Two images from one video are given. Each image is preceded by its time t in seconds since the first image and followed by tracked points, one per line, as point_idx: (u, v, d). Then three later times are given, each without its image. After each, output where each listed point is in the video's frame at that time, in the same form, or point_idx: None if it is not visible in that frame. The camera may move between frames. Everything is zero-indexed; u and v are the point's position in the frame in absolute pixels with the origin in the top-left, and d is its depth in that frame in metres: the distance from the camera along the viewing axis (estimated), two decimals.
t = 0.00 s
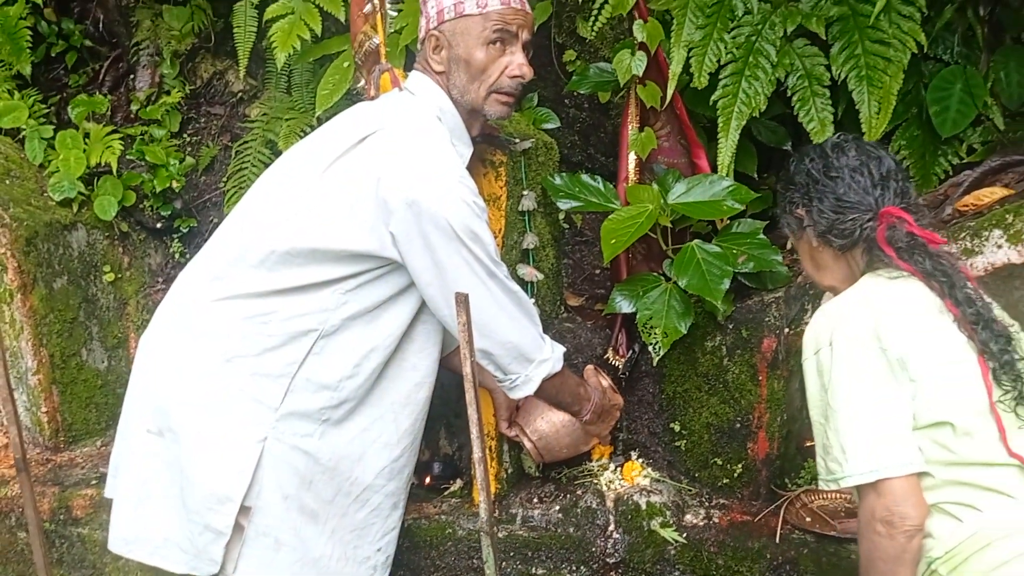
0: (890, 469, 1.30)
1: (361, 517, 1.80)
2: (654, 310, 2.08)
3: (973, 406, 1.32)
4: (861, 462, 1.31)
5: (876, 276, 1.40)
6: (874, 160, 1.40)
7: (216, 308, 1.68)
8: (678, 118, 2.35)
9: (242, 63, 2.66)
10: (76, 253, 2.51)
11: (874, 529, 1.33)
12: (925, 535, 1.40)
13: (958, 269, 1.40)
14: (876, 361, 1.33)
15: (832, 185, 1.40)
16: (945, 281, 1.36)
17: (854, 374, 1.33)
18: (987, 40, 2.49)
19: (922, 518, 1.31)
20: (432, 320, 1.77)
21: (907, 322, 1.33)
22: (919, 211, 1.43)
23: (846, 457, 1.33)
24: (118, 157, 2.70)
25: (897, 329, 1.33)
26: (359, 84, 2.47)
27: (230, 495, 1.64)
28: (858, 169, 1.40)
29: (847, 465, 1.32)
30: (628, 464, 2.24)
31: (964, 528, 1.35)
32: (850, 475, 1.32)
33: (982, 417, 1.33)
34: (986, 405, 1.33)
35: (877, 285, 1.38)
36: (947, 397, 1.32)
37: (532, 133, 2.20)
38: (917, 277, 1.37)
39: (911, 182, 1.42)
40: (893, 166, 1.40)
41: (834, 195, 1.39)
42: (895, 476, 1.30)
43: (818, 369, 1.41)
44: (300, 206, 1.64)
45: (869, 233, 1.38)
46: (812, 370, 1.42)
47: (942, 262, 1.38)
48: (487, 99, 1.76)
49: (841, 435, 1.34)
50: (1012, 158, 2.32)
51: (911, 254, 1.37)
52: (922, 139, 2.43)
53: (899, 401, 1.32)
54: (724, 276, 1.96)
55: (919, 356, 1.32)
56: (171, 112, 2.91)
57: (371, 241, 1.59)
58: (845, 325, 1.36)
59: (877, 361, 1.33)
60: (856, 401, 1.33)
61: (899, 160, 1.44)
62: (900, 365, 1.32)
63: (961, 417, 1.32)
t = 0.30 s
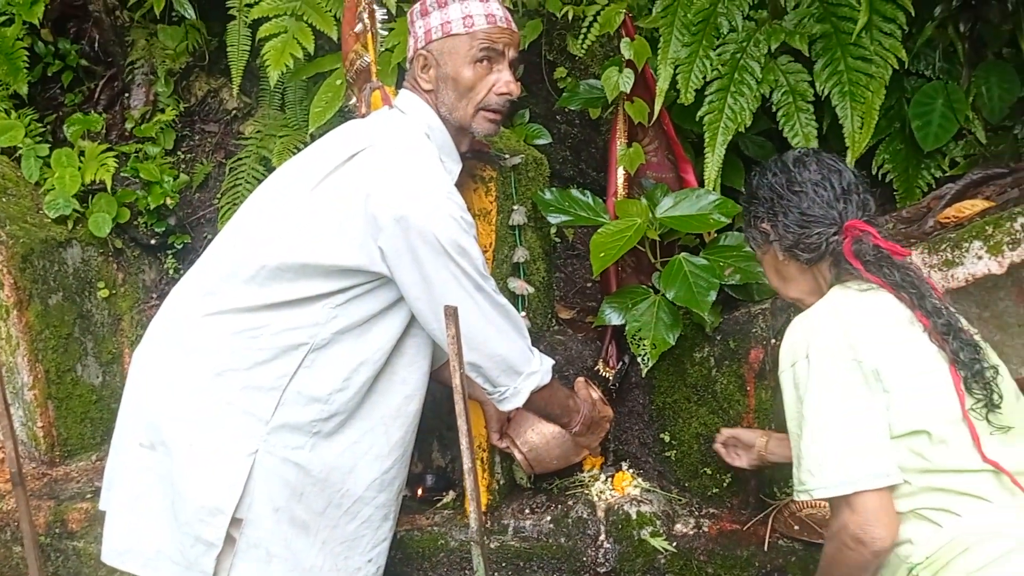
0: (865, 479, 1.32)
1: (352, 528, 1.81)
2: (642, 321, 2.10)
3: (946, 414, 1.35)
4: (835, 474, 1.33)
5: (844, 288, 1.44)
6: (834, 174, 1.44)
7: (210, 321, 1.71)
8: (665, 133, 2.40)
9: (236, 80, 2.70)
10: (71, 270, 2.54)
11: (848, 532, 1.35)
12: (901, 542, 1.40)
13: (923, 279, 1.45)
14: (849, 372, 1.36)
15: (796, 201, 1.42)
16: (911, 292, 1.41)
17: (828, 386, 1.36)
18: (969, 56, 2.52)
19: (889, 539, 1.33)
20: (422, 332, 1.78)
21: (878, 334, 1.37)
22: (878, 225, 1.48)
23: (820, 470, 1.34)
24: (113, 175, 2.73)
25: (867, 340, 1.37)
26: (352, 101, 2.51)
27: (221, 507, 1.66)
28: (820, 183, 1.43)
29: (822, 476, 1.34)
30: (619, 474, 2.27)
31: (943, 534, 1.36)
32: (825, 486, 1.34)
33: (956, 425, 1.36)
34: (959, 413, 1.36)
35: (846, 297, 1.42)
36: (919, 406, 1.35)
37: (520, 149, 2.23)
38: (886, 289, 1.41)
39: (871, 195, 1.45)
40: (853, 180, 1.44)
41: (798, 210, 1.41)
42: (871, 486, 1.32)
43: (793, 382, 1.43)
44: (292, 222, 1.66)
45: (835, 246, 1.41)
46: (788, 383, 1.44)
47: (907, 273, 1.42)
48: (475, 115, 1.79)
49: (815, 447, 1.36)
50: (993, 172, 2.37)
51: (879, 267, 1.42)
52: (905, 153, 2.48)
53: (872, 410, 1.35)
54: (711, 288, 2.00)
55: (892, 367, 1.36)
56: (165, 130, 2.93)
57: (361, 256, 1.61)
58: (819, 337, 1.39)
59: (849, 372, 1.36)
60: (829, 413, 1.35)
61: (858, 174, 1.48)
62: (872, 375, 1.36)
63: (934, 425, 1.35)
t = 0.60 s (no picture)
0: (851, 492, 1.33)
1: (339, 537, 1.82)
2: (628, 332, 2.14)
3: (923, 422, 1.38)
4: (823, 490, 1.33)
5: (813, 307, 1.46)
6: (789, 198, 1.46)
7: (200, 333, 1.72)
8: (650, 147, 2.44)
9: (226, 93, 2.72)
10: (61, 281, 2.55)
11: (829, 543, 1.37)
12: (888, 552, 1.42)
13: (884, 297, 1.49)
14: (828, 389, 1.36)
15: (755, 225, 1.44)
16: (877, 310, 1.45)
17: (808, 403, 1.36)
18: (948, 70, 2.57)
19: (864, 561, 1.35)
20: (410, 344, 1.80)
21: (851, 349, 1.39)
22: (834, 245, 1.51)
23: (806, 488, 1.34)
24: (103, 187, 2.74)
25: (842, 355, 1.38)
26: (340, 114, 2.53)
27: (209, 516, 1.67)
28: (777, 208, 1.45)
29: (810, 494, 1.33)
30: (605, 483, 2.29)
31: (933, 540, 1.39)
32: (814, 503, 1.33)
33: (933, 432, 1.39)
34: (935, 420, 1.40)
35: (817, 314, 1.43)
36: (897, 417, 1.38)
37: (507, 163, 2.28)
38: (855, 307, 1.44)
39: (825, 218, 1.48)
40: (808, 204, 1.47)
41: (758, 234, 1.43)
42: (859, 499, 1.33)
43: (772, 403, 1.43)
44: (279, 234, 1.67)
45: (796, 268, 1.43)
46: (767, 402, 1.44)
47: (871, 292, 1.46)
48: (464, 132, 1.82)
49: (799, 464, 1.35)
50: (971, 185, 2.43)
51: (845, 287, 1.45)
52: (886, 165, 2.53)
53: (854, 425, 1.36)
54: (695, 299, 2.05)
55: (868, 381, 1.38)
56: (154, 142, 2.95)
57: (349, 269, 1.63)
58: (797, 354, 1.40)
59: (829, 388, 1.36)
60: (812, 429, 1.35)
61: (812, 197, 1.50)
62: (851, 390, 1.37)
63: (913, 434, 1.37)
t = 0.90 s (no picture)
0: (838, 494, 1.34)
1: (329, 537, 1.84)
2: (619, 334, 2.16)
3: (904, 422, 1.40)
4: (808, 494, 1.34)
5: (789, 316, 1.48)
6: (757, 211, 1.51)
7: (192, 335, 1.72)
8: (641, 150, 2.48)
9: (219, 96, 2.73)
10: (55, 283, 2.56)
11: (818, 546, 1.38)
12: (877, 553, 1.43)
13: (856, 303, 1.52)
14: (811, 393, 1.38)
15: (725, 238, 1.48)
16: (852, 316, 1.47)
17: (792, 408, 1.38)
18: (936, 74, 2.59)
19: (853, 562, 1.36)
20: (401, 347, 1.81)
21: (831, 352, 1.41)
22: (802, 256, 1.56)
23: (791, 492, 1.35)
24: (97, 189, 2.75)
25: (822, 360, 1.40)
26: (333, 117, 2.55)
27: (202, 517, 1.68)
28: (746, 221, 1.49)
29: (796, 498, 1.35)
30: (595, 484, 2.31)
31: (922, 537, 1.40)
32: (801, 507, 1.35)
33: (914, 431, 1.41)
34: (916, 420, 1.42)
35: (793, 323, 1.46)
36: (879, 418, 1.40)
37: (499, 166, 2.28)
38: (832, 315, 1.47)
39: (792, 231, 1.53)
40: (775, 217, 1.52)
41: (728, 247, 1.47)
42: (844, 502, 1.34)
43: (756, 411, 1.44)
44: (271, 238, 1.68)
45: (767, 280, 1.47)
46: (750, 409, 1.46)
47: (844, 298, 1.50)
48: (466, 152, 1.85)
49: (785, 468, 1.36)
50: (958, 188, 2.45)
51: (818, 293, 1.48)
52: (875, 168, 2.56)
53: (839, 428, 1.37)
54: (685, 301, 2.07)
55: (851, 384, 1.40)
56: (148, 144, 2.98)
57: (343, 273, 1.63)
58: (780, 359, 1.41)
59: (813, 391, 1.38)
60: (797, 434, 1.37)
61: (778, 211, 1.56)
62: (833, 394, 1.38)
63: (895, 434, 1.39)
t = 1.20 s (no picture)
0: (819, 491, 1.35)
1: (317, 535, 1.84)
2: (607, 333, 2.18)
3: (881, 419, 1.41)
4: (787, 493, 1.35)
5: (767, 315, 1.49)
6: (735, 211, 1.52)
7: (179, 334, 1.72)
8: (629, 149, 2.50)
9: (208, 94, 2.73)
10: (43, 282, 2.55)
11: (797, 545, 1.39)
12: (857, 550, 1.44)
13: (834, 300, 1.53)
14: (790, 392, 1.39)
15: (703, 238, 1.49)
16: (830, 314, 1.49)
17: (773, 406, 1.39)
18: (922, 74, 2.61)
19: (831, 563, 1.37)
20: (391, 346, 1.81)
21: (809, 350, 1.42)
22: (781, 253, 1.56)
23: (771, 490, 1.36)
24: (86, 188, 2.74)
25: (800, 359, 1.41)
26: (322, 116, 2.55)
27: (191, 515, 1.68)
28: (723, 220, 1.51)
29: (775, 496, 1.36)
30: (584, 481, 2.31)
31: (901, 534, 1.41)
32: (781, 506, 1.36)
33: (893, 428, 1.42)
34: (894, 417, 1.43)
35: (771, 323, 1.47)
36: (858, 416, 1.41)
37: (487, 165, 2.28)
38: (806, 312, 1.48)
39: (769, 229, 1.55)
40: (752, 215, 1.53)
41: (706, 247, 1.48)
42: (825, 500, 1.35)
43: (736, 411, 1.45)
44: (258, 237, 1.68)
45: (745, 279, 1.48)
46: (731, 410, 1.47)
47: (822, 297, 1.51)
48: (456, 154, 1.86)
49: (765, 466, 1.37)
50: (943, 187, 2.48)
51: (796, 292, 1.49)
52: (862, 167, 2.58)
53: (817, 427, 1.38)
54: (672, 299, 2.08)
55: (831, 382, 1.41)
56: (137, 143, 2.98)
57: (333, 271, 1.63)
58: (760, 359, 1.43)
59: (791, 391, 1.39)
60: (777, 434, 1.38)
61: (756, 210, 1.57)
62: (811, 392, 1.39)
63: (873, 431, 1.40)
